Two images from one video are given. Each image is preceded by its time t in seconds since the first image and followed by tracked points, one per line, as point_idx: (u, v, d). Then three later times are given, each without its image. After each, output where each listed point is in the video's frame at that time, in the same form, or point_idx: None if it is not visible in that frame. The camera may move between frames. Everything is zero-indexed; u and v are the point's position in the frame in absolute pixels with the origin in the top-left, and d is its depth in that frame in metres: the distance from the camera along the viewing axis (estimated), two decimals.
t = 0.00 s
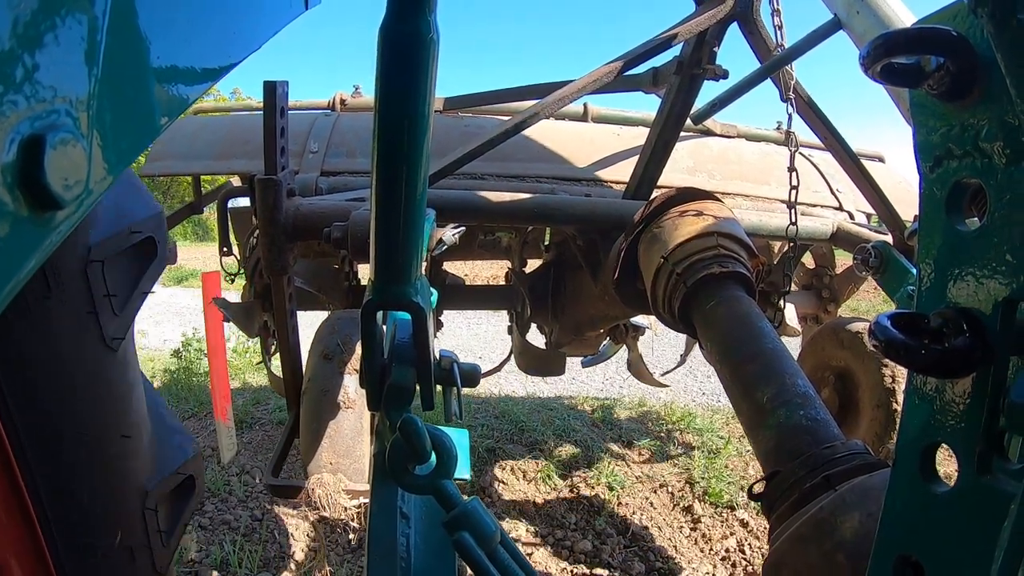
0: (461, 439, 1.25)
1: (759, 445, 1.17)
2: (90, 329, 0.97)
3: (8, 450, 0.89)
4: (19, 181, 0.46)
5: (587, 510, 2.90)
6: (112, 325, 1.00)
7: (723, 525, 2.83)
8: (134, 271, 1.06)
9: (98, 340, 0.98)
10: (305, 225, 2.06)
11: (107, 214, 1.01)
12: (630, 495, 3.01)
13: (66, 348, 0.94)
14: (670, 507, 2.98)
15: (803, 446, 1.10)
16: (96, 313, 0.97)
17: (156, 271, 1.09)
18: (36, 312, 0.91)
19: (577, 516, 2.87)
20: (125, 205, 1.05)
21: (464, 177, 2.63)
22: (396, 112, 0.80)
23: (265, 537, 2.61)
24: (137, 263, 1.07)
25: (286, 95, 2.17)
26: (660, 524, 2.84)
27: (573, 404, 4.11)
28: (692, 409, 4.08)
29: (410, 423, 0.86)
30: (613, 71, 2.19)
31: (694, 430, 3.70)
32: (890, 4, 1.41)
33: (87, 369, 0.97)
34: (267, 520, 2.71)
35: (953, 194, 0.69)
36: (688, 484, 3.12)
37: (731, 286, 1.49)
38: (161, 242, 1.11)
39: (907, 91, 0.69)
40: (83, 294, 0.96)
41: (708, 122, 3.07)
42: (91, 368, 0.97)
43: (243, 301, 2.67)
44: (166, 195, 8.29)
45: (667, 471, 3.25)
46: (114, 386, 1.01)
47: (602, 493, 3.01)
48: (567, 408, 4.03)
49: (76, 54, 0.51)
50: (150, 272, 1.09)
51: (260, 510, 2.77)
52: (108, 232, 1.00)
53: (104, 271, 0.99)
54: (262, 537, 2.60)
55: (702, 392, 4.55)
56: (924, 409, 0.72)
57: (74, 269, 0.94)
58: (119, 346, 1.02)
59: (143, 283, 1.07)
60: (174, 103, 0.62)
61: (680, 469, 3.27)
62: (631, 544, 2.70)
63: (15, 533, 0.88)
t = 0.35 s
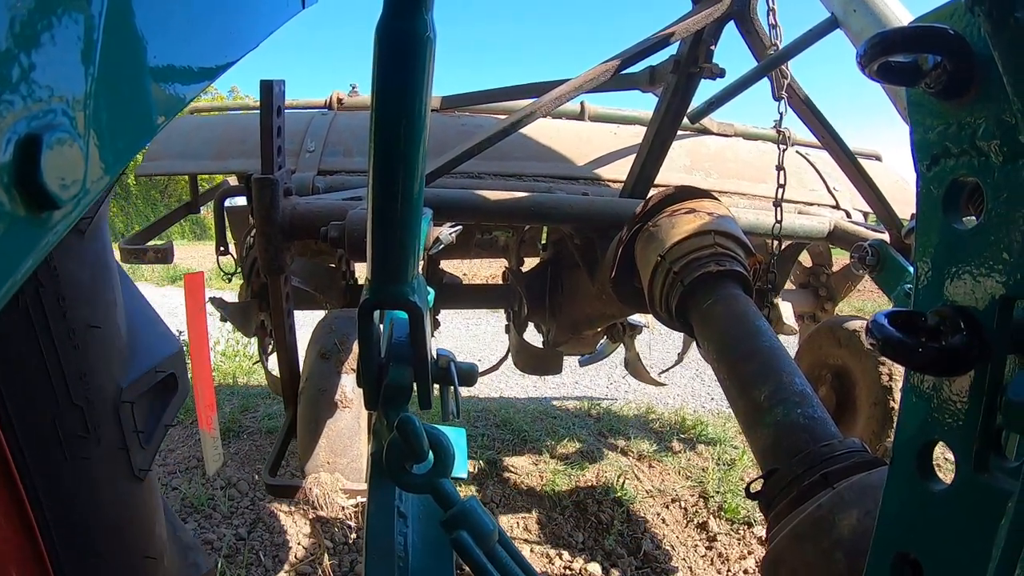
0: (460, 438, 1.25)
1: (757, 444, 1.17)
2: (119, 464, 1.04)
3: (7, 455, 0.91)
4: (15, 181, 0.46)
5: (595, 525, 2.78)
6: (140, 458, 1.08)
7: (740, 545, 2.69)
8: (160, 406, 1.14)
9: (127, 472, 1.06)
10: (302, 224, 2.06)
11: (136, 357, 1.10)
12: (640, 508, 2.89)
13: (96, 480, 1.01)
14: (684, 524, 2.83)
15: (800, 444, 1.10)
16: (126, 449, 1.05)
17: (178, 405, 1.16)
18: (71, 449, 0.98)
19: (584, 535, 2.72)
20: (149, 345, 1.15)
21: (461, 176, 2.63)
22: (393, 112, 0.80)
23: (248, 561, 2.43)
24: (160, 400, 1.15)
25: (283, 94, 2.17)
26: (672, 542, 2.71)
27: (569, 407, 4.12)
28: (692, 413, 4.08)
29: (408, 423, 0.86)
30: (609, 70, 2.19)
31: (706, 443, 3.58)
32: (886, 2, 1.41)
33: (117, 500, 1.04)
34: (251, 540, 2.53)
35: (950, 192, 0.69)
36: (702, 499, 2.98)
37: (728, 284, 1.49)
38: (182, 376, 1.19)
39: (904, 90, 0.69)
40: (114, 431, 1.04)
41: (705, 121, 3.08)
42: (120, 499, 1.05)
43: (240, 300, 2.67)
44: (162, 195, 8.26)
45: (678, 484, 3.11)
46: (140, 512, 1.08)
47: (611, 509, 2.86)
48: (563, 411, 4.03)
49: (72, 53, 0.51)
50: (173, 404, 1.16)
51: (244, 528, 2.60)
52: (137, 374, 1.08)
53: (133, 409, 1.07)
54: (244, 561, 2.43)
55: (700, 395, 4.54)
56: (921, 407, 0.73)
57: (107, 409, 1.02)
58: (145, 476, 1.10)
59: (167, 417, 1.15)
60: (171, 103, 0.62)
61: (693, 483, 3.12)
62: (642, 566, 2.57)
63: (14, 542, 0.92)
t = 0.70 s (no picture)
0: (459, 438, 1.25)
1: (757, 444, 1.17)
2: (128, 499, 1.03)
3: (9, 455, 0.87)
4: (15, 181, 0.46)
5: (598, 529, 2.78)
6: (146, 492, 1.06)
7: (745, 551, 2.68)
8: (167, 438, 1.14)
9: (135, 507, 1.04)
10: (302, 224, 2.06)
11: (144, 392, 1.09)
12: (644, 512, 2.89)
13: (106, 513, 1.00)
14: (687, 528, 2.83)
15: (800, 445, 1.10)
16: (134, 483, 1.04)
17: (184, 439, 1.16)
18: (81, 481, 0.97)
19: (587, 539, 2.72)
20: (154, 379, 1.13)
21: (462, 176, 2.63)
22: (394, 113, 0.80)
23: (245, 565, 2.42)
24: (166, 432, 1.14)
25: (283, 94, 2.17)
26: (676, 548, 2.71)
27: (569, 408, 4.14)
28: (694, 415, 4.07)
29: (408, 423, 0.86)
30: (610, 70, 2.19)
31: (709, 444, 3.59)
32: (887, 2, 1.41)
33: (125, 536, 1.03)
34: (248, 543, 2.52)
35: (950, 193, 0.69)
36: (706, 502, 2.97)
37: (728, 285, 1.49)
38: (187, 411, 1.18)
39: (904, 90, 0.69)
40: (124, 467, 1.02)
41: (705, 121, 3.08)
42: (128, 535, 1.04)
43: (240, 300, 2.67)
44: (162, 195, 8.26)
45: (682, 487, 3.11)
46: (144, 543, 1.07)
47: (614, 513, 2.85)
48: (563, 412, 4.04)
49: (73, 53, 0.51)
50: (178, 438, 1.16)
51: (241, 531, 2.59)
52: (146, 410, 1.07)
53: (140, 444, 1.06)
54: (241, 565, 2.41)
55: (703, 396, 4.57)
56: (921, 407, 0.73)
57: (117, 446, 1.01)
58: (151, 510, 1.08)
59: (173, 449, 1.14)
60: (172, 102, 0.62)
61: (697, 485, 3.11)
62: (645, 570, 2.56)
63: (13, 542, 0.86)
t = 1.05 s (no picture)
0: (459, 437, 1.26)
1: (756, 443, 1.17)
2: (128, 498, 1.03)
3: (10, 454, 0.87)
4: (15, 180, 0.46)
5: (598, 528, 2.78)
6: (147, 491, 1.07)
7: (744, 551, 2.68)
8: (167, 437, 1.14)
9: (135, 506, 1.04)
10: (302, 223, 2.06)
11: (144, 390, 1.09)
12: (644, 511, 2.89)
13: (106, 513, 1.00)
14: (687, 527, 2.83)
15: (800, 445, 1.10)
16: (135, 481, 1.04)
17: (184, 436, 1.17)
18: (82, 482, 0.97)
19: (587, 539, 2.72)
20: (155, 377, 1.13)
21: (462, 176, 2.63)
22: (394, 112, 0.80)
23: (245, 564, 2.42)
24: (166, 431, 1.14)
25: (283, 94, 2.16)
26: (675, 547, 2.71)
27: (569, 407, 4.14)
28: (693, 414, 4.07)
29: (408, 423, 0.86)
30: (610, 70, 2.19)
31: (709, 444, 3.59)
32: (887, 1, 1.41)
33: (124, 535, 1.03)
34: (248, 543, 2.52)
35: (950, 193, 0.69)
36: (706, 502, 2.97)
37: (728, 284, 1.49)
38: (188, 408, 1.18)
39: (905, 90, 0.69)
40: (124, 465, 1.02)
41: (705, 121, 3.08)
42: (128, 534, 1.04)
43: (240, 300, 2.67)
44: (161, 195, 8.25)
45: (682, 486, 3.11)
46: (144, 542, 1.07)
47: (614, 513, 2.85)
48: (563, 412, 4.03)
49: (73, 52, 0.51)
50: (179, 436, 1.16)
51: (241, 531, 2.59)
52: (146, 409, 1.07)
53: (141, 442, 1.06)
54: (241, 565, 2.41)
55: (703, 395, 4.57)
56: (921, 407, 0.73)
57: (117, 444, 1.01)
58: (151, 509, 1.08)
59: (174, 448, 1.14)
60: (172, 101, 0.62)
61: (697, 485, 3.11)
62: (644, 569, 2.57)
63: (14, 542, 0.86)
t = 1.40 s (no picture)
0: (460, 437, 1.25)
1: (757, 443, 1.17)
2: (128, 498, 1.03)
3: (10, 453, 0.87)
4: (16, 181, 0.46)
5: (598, 528, 2.78)
6: (147, 490, 1.07)
7: (745, 551, 2.68)
8: (167, 437, 1.14)
9: (135, 506, 1.04)
10: (303, 223, 2.06)
11: (144, 389, 1.09)
12: (644, 512, 2.89)
13: (106, 513, 1.00)
14: (688, 527, 2.84)
15: (801, 445, 1.10)
16: (135, 481, 1.04)
17: (185, 436, 1.17)
18: (82, 482, 0.97)
19: (587, 539, 2.72)
20: (155, 377, 1.13)
21: (462, 176, 2.63)
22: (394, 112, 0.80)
23: (245, 564, 2.42)
24: (167, 431, 1.14)
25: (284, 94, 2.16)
26: (675, 547, 2.71)
27: (569, 408, 4.13)
28: (694, 415, 4.07)
29: (408, 423, 0.86)
30: (610, 71, 2.19)
31: (709, 444, 3.59)
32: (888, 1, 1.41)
33: (124, 535, 1.03)
34: (249, 542, 2.52)
35: (951, 193, 0.69)
36: (706, 502, 2.97)
37: (729, 284, 1.49)
38: (188, 408, 1.18)
39: (905, 90, 0.69)
40: (124, 465, 1.03)
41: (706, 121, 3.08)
42: (128, 534, 1.04)
43: (241, 300, 2.67)
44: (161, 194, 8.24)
45: (682, 487, 3.11)
46: (144, 542, 1.07)
47: (614, 513, 2.85)
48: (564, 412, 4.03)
49: (73, 53, 0.51)
50: (180, 436, 1.16)
51: (241, 531, 2.59)
52: (146, 409, 1.07)
53: (141, 442, 1.06)
54: (241, 565, 2.41)
55: (704, 395, 4.57)
56: (922, 407, 0.73)
57: (118, 444, 1.01)
58: (152, 509, 1.08)
59: (175, 448, 1.14)
60: (173, 102, 0.62)
61: (697, 485, 3.11)
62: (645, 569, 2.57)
63: (14, 541, 0.86)
